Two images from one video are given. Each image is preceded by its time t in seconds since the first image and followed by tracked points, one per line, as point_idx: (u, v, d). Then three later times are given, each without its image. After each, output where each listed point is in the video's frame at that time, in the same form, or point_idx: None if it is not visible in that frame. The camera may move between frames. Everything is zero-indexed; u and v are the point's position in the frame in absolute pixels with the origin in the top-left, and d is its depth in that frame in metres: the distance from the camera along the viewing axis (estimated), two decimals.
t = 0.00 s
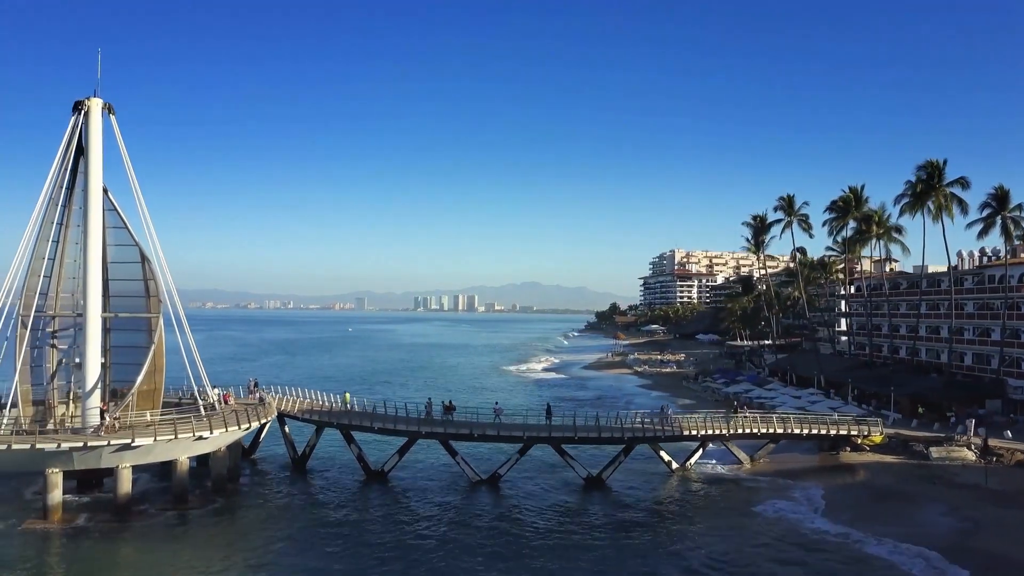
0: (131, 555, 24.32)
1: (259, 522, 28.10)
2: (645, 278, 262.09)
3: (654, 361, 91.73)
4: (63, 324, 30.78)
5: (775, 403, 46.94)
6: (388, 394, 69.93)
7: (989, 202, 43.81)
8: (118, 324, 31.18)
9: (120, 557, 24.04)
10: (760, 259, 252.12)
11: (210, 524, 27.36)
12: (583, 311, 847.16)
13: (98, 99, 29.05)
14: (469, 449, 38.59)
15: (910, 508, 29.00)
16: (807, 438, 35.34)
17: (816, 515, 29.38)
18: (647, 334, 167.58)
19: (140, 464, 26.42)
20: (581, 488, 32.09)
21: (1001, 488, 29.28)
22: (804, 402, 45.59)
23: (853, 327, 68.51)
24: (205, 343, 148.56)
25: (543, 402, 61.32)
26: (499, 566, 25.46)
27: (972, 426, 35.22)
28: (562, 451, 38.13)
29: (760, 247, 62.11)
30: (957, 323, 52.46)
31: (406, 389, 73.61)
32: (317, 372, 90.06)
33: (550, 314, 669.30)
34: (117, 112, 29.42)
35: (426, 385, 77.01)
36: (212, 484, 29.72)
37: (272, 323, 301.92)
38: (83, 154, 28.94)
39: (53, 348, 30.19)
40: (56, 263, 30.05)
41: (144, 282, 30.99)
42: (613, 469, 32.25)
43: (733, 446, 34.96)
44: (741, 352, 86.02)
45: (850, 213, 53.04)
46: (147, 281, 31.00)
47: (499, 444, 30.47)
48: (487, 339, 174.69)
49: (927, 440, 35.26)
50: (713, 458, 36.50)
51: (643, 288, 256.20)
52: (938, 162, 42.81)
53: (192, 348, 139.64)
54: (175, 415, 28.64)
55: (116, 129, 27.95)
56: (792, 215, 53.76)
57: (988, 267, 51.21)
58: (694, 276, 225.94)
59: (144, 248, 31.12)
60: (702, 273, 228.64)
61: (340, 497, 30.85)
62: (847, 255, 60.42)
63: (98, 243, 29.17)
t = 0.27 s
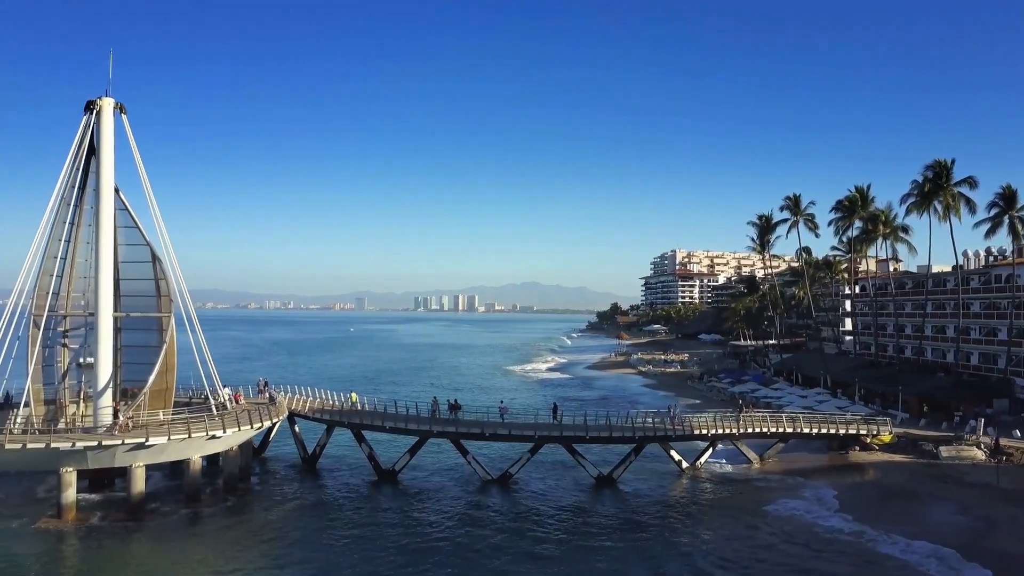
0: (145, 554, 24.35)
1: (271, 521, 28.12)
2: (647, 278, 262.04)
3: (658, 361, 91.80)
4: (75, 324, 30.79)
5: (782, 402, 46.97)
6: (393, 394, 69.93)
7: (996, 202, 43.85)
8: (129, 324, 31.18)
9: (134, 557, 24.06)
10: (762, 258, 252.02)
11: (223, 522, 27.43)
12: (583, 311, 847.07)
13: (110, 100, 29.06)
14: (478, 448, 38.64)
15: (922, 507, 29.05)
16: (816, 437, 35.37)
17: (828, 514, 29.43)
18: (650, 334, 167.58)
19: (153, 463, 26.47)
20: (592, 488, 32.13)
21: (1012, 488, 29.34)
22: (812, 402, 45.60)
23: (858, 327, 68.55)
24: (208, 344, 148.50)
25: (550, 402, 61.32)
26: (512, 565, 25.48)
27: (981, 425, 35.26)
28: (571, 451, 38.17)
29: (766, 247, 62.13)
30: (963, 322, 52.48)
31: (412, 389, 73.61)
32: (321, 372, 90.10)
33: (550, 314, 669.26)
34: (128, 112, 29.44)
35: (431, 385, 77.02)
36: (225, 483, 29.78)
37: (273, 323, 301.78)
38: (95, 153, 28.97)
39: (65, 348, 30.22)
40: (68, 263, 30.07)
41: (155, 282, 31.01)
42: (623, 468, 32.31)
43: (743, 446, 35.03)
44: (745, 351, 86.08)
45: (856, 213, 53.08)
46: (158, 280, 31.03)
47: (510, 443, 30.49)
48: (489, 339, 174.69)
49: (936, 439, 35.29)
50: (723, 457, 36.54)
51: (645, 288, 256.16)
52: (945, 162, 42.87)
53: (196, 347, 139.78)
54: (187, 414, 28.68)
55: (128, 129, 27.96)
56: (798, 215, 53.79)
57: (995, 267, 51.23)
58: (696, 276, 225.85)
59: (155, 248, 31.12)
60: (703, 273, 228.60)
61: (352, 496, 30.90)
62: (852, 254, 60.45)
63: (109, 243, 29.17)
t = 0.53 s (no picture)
0: (160, 552, 24.37)
1: (283, 520, 28.11)
2: (648, 277, 261.91)
3: (662, 361, 91.78)
4: (86, 322, 30.83)
5: (790, 401, 46.98)
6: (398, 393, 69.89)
7: (1004, 201, 43.87)
8: (141, 323, 31.22)
9: (149, 555, 24.08)
10: (764, 258, 251.90)
11: (236, 520, 27.48)
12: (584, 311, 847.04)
13: (122, 99, 29.06)
14: (487, 447, 38.67)
15: (934, 505, 29.11)
16: (826, 436, 35.40)
17: (840, 513, 29.44)
18: (652, 334, 167.50)
19: (168, 462, 26.51)
20: (603, 486, 32.16)
21: None
22: (819, 400, 45.63)
23: (863, 327, 68.57)
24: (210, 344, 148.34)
25: (555, 401, 61.30)
26: (526, 564, 25.49)
27: (991, 424, 35.31)
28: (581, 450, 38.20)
29: (772, 246, 62.13)
30: (970, 321, 52.50)
31: (416, 388, 73.56)
32: (325, 372, 90.06)
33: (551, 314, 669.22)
34: (140, 111, 29.44)
35: (435, 385, 76.97)
36: (237, 481, 29.82)
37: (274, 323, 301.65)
38: (107, 152, 28.96)
39: (77, 347, 30.23)
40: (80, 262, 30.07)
41: (167, 281, 31.04)
42: (635, 467, 32.37)
43: (753, 444, 35.07)
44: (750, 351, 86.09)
45: (862, 212, 53.10)
46: (169, 279, 31.05)
47: (522, 441, 30.52)
48: (491, 339, 174.67)
49: (946, 438, 35.34)
50: (732, 456, 36.58)
51: (646, 287, 256.05)
52: (954, 161, 42.92)
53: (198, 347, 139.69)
54: (200, 413, 28.72)
55: (140, 129, 27.97)
56: (804, 214, 53.81)
57: (1002, 266, 51.26)
58: (698, 275, 225.77)
59: (167, 247, 31.15)
60: (705, 273, 228.54)
61: (364, 494, 30.95)
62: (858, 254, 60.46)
63: (122, 243, 29.19)
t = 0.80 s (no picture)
0: (172, 550, 24.39)
1: (294, 519, 28.14)
2: (650, 277, 261.75)
3: (665, 360, 91.80)
4: (97, 321, 30.87)
5: (797, 400, 47.07)
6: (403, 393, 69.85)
7: (1012, 200, 43.87)
8: (152, 322, 31.26)
9: (161, 553, 24.12)
10: (765, 258, 251.71)
11: (248, 519, 27.51)
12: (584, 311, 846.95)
13: (134, 98, 29.09)
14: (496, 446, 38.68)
15: (945, 504, 29.14)
16: (835, 435, 35.41)
17: (849, 512, 29.48)
18: (653, 333, 167.41)
19: (180, 460, 26.54)
20: (614, 486, 32.19)
21: None
22: (827, 400, 45.62)
23: (868, 326, 68.56)
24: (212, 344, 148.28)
25: (561, 400, 61.28)
26: (537, 564, 25.49)
27: (1000, 423, 35.32)
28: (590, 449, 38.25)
29: (777, 246, 62.15)
30: (976, 321, 52.49)
31: (421, 388, 73.53)
32: (329, 372, 90.05)
33: (552, 313, 668.94)
34: (151, 110, 29.54)
35: (440, 384, 76.94)
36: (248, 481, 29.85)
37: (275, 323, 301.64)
38: (118, 151, 29.02)
39: (88, 346, 30.20)
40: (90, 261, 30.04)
41: (177, 280, 31.07)
42: (645, 466, 32.42)
43: (762, 443, 35.09)
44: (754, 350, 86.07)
45: (868, 212, 53.11)
46: (180, 279, 31.08)
47: (533, 440, 30.54)
48: (493, 339, 174.59)
49: (955, 437, 35.36)
50: (741, 455, 36.60)
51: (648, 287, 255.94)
52: (962, 160, 42.98)
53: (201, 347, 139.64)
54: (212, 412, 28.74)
55: (152, 128, 27.99)
56: (811, 213, 53.82)
57: (1009, 266, 51.24)
58: (699, 275, 225.69)
59: (177, 246, 31.18)
60: (706, 273, 228.34)
61: (375, 493, 30.98)
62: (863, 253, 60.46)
63: (133, 242, 29.22)
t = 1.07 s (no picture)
0: (187, 548, 24.48)
1: (307, 517, 28.16)
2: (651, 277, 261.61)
3: (669, 360, 91.76)
4: (109, 321, 30.86)
5: (804, 400, 47.07)
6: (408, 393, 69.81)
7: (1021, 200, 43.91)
8: (163, 322, 31.26)
9: (176, 551, 24.19)
10: (767, 258, 251.61)
11: (262, 518, 27.53)
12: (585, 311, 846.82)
13: (146, 97, 29.09)
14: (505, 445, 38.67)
15: (957, 504, 29.19)
16: (845, 434, 35.42)
17: (860, 511, 29.50)
18: (655, 333, 167.33)
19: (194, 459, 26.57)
20: (625, 485, 32.20)
21: None
22: (834, 399, 45.63)
23: (873, 326, 68.55)
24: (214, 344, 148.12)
25: (567, 400, 61.24)
26: (550, 563, 25.51)
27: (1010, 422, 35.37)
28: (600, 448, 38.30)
29: (783, 246, 62.12)
30: (982, 321, 52.50)
31: (426, 388, 73.47)
32: (333, 372, 89.98)
33: (553, 314, 668.90)
34: (164, 110, 29.53)
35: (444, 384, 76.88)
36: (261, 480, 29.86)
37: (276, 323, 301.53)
38: (130, 151, 29.00)
39: (100, 345, 30.20)
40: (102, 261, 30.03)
41: (189, 280, 31.08)
42: (657, 465, 32.48)
43: (772, 443, 35.09)
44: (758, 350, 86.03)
45: (875, 212, 53.08)
46: (191, 278, 31.09)
47: (545, 440, 30.54)
48: (495, 339, 174.50)
49: (965, 436, 35.42)
50: (751, 454, 36.60)
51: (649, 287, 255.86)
52: (970, 160, 43.07)
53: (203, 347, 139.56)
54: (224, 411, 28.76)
55: (164, 128, 27.98)
56: (818, 213, 53.80)
57: (1015, 265, 51.25)
58: (701, 275, 225.62)
59: (189, 245, 31.18)
60: (708, 273, 228.28)
61: (386, 492, 30.99)
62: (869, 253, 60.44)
63: (145, 241, 29.21)
